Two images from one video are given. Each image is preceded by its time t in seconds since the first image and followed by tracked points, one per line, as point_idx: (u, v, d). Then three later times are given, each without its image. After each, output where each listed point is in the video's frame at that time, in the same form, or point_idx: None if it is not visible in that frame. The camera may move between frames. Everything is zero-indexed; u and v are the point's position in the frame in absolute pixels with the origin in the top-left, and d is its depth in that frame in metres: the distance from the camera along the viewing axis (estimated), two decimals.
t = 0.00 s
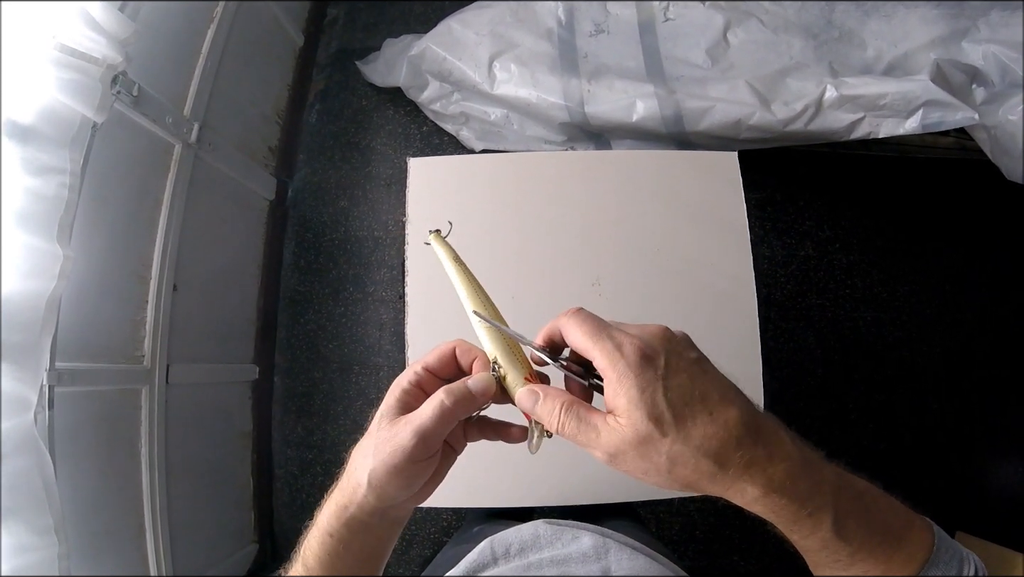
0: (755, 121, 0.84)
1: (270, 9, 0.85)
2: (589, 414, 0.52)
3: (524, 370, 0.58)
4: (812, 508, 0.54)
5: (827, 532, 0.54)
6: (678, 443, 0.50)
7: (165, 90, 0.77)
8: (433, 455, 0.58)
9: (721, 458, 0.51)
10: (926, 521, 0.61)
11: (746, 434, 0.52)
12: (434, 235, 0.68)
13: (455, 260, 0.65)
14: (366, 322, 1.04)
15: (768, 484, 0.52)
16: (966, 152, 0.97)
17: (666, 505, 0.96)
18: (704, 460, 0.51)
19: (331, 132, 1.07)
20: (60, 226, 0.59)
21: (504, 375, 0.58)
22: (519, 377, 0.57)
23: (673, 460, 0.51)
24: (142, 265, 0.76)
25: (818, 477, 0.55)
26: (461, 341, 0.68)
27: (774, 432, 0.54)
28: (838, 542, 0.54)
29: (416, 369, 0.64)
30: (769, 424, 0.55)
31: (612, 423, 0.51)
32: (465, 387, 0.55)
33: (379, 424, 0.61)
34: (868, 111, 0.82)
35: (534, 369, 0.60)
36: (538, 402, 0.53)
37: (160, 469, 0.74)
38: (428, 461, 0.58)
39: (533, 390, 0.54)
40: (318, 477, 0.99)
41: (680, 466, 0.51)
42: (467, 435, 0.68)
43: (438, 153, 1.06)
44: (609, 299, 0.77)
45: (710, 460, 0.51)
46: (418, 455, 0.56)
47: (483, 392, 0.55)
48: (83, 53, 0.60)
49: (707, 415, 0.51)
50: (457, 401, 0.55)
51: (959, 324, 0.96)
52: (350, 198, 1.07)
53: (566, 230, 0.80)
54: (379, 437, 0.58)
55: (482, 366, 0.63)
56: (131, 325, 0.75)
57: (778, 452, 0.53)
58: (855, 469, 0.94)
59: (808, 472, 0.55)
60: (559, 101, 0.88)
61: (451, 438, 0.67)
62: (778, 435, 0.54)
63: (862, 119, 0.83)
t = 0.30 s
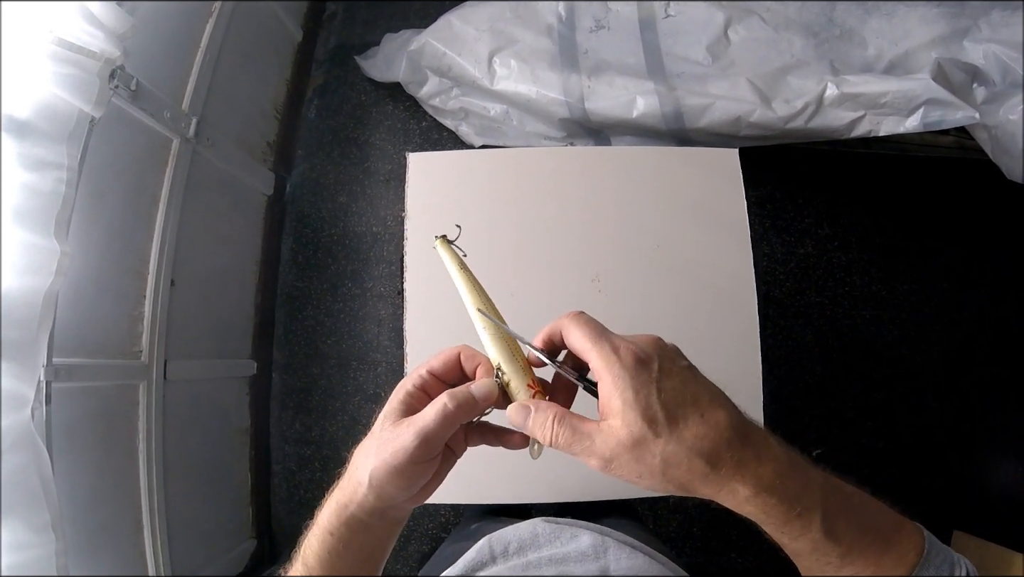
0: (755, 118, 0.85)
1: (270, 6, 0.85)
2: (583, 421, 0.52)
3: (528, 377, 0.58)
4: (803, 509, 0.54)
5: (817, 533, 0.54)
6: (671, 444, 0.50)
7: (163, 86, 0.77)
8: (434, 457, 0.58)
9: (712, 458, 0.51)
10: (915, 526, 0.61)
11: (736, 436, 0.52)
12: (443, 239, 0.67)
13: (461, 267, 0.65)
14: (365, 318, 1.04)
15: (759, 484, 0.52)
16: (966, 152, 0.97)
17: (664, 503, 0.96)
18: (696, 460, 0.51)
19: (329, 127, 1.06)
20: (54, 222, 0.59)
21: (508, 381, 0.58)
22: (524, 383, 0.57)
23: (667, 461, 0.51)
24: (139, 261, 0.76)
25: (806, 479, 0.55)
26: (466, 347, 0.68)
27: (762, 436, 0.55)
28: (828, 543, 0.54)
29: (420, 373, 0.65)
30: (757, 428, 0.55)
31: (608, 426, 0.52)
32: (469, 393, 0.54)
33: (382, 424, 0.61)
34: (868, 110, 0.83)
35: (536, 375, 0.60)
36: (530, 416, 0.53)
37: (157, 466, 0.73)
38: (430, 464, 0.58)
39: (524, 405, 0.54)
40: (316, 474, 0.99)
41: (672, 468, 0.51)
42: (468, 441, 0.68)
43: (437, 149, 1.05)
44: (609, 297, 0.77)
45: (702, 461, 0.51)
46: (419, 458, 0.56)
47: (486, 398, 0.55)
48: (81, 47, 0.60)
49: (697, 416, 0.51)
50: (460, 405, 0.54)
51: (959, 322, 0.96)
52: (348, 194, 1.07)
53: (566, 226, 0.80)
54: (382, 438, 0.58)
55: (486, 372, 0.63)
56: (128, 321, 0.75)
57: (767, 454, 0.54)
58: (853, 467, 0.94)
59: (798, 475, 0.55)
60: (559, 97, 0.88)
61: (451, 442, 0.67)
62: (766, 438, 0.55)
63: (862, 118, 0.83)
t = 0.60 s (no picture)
0: (760, 101, 0.84)
1: None
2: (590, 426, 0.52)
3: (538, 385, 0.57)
4: (790, 515, 0.52)
5: (804, 542, 0.52)
6: (666, 450, 0.49)
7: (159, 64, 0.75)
8: (442, 457, 0.57)
9: (704, 465, 0.49)
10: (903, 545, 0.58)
11: (729, 443, 0.51)
12: (444, 254, 0.67)
13: (466, 279, 0.65)
14: (364, 298, 1.04)
15: (750, 493, 0.50)
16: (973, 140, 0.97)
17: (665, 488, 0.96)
18: (690, 466, 0.49)
19: (327, 106, 1.03)
20: (49, 203, 0.58)
21: (519, 388, 0.58)
22: (534, 391, 0.57)
23: (663, 467, 0.49)
24: (135, 242, 0.75)
25: (793, 489, 0.53)
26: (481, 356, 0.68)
27: (752, 445, 0.53)
28: (815, 554, 0.52)
29: (436, 377, 0.64)
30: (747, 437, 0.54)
31: (612, 434, 0.50)
32: (478, 396, 0.54)
33: (396, 420, 0.61)
34: (874, 95, 0.82)
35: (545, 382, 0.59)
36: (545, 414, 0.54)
37: (156, 448, 0.74)
38: (437, 463, 0.58)
39: (541, 404, 0.54)
40: (314, 454, 1.00)
41: (668, 474, 0.49)
42: (478, 446, 0.68)
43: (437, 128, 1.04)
44: (611, 279, 0.77)
45: (696, 468, 0.49)
46: (426, 456, 0.55)
47: (495, 402, 0.55)
48: (73, 26, 0.58)
49: (692, 425, 0.50)
50: (470, 406, 0.54)
51: (961, 307, 0.96)
52: (347, 173, 1.06)
53: (567, 207, 0.79)
54: (393, 433, 0.57)
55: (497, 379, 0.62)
56: (124, 304, 0.74)
57: (758, 464, 0.52)
58: (853, 456, 0.95)
59: (787, 483, 0.53)
60: (561, 76, 0.86)
61: (461, 444, 0.66)
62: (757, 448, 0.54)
63: (869, 103, 0.83)
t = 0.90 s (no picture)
0: (762, 90, 0.82)
1: None
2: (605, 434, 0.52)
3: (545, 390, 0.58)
4: (804, 525, 0.53)
5: (813, 549, 0.53)
6: (681, 459, 0.50)
7: (154, 48, 0.74)
8: (444, 459, 0.56)
9: (720, 474, 0.50)
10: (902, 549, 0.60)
11: (746, 452, 0.51)
12: (450, 248, 0.67)
13: (473, 280, 0.63)
14: (361, 284, 1.01)
15: (762, 499, 0.52)
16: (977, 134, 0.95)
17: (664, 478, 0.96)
18: (706, 474, 0.50)
19: (326, 90, 1.03)
20: (45, 188, 0.57)
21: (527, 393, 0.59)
22: (541, 396, 0.58)
23: (680, 476, 0.50)
24: (131, 227, 0.74)
25: (805, 495, 0.54)
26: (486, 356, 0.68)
27: (768, 451, 0.54)
28: (820, 559, 0.53)
29: (441, 376, 0.64)
30: (763, 443, 0.54)
31: (626, 441, 0.51)
32: (485, 398, 0.54)
33: (399, 419, 0.60)
34: (877, 86, 0.80)
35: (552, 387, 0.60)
36: (559, 423, 0.54)
37: (152, 435, 0.74)
38: (439, 464, 0.57)
39: (553, 414, 0.54)
40: (311, 441, 0.98)
41: (682, 481, 0.50)
42: (478, 444, 0.68)
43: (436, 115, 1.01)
44: (610, 264, 0.76)
45: (713, 477, 0.50)
46: (428, 457, 0.54)
47: (501, 405, 0.54)
48: (68, 9, 0.59)
49: (709, 434, 0.50)
50: (476, 408, 0.53)
51: (961, 300, 0.96)
52: (345, 158, 1.03)
53: (566, 193, 0.78)
54: (395, 431, 0.57)
55: (503, 382, 0.61)
56: (119, 289, 0.73)
57: (774, 471, 0.53)
58: (847, 446, 0.95)
59: (802, 491, 0.54)
60: (562, 61, 0.84)
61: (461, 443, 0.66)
62: (773, 455, 0.54)
63: (871, 94, 0.81)
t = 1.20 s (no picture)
0: (763, 76, 0.82)
1: None
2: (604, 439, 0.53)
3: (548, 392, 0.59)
4: (788, 532, 0.51)
5: (799, 559, 0.51)
6: (672, 466, 0.50)
7: (144, 16, 0.72)
8: (449, 459, 0.56)
9: (708, 480, 0.50)
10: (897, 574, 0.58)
11: (735, 459, 0.51)
12: (455, 250, 0.63)
13: (479, 285, 0.61)
14: (352, 261, 0.99)
15: (749, 505, 0.51)
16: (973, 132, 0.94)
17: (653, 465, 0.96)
18: (694, 480, 0.50)
19: (321, 64, 1.00)
20: (31, 157, 0.56)
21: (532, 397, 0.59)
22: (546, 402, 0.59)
23: (670, 483, 0.50)
24: (119, 199, 0.73)
25: (795, 505, 0.53)
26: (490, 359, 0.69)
27: (758, 460, 0.53)
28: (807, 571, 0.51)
29: (446, 376, 0.65)
30: (754, 452, 0.54)
31: (619, 446, 0.52)
32: (494, 400, 0.54)
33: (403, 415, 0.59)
34: (878, 78, 0.81)
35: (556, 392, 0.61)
36: (561, 428, 0.56)
37: (136, 409, 0.73)
38: (443, 463, 0.56)
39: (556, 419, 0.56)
40: (298, 417, 0.97)
41: (673, 487, 0.51)
42: (474, 445, 0.68)
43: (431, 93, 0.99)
44: (604, 245, 0.76)
45: (702, 485, 0.50)
46: (435, 456, 0.54)
47: (509, 406, 0.55)
48: None
49: (699, 441, 0.50)
50: (487, 409, 0.53)
51: (953, 293, 0.97)
52: (337, 134, 1.01)
53: (564, 174, 0.77)
54: (401, 427, 0.56)
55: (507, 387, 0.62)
56: (107, 262, 0.72)
57: (763, 478, 0.52)
58: (833, 434, 0.97)
59: (790, 499, 0.53)
60: (561, 40, 0.82)
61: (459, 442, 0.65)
62: (762, 464, 0.53)
63: (872, 85, 0.82)
